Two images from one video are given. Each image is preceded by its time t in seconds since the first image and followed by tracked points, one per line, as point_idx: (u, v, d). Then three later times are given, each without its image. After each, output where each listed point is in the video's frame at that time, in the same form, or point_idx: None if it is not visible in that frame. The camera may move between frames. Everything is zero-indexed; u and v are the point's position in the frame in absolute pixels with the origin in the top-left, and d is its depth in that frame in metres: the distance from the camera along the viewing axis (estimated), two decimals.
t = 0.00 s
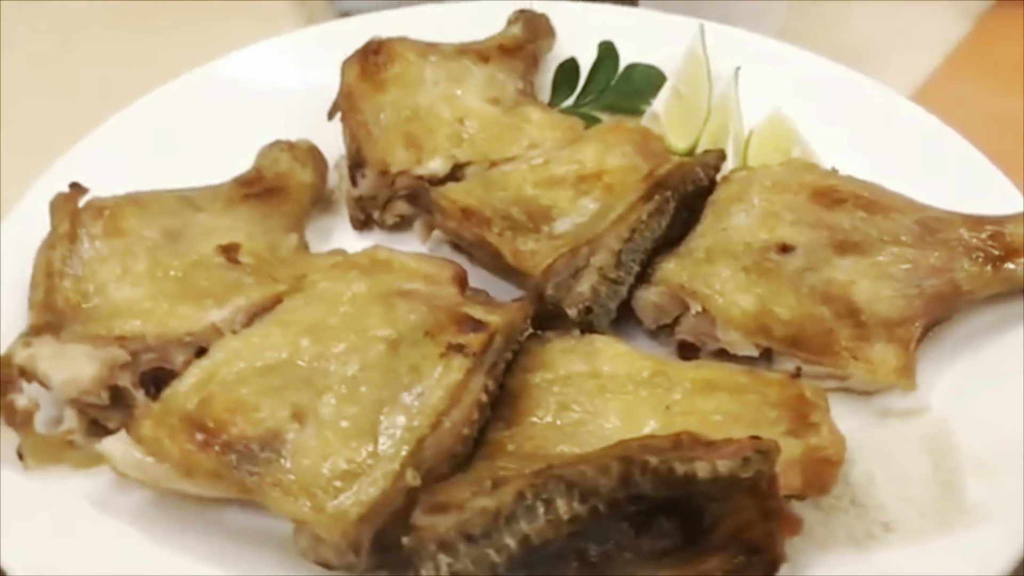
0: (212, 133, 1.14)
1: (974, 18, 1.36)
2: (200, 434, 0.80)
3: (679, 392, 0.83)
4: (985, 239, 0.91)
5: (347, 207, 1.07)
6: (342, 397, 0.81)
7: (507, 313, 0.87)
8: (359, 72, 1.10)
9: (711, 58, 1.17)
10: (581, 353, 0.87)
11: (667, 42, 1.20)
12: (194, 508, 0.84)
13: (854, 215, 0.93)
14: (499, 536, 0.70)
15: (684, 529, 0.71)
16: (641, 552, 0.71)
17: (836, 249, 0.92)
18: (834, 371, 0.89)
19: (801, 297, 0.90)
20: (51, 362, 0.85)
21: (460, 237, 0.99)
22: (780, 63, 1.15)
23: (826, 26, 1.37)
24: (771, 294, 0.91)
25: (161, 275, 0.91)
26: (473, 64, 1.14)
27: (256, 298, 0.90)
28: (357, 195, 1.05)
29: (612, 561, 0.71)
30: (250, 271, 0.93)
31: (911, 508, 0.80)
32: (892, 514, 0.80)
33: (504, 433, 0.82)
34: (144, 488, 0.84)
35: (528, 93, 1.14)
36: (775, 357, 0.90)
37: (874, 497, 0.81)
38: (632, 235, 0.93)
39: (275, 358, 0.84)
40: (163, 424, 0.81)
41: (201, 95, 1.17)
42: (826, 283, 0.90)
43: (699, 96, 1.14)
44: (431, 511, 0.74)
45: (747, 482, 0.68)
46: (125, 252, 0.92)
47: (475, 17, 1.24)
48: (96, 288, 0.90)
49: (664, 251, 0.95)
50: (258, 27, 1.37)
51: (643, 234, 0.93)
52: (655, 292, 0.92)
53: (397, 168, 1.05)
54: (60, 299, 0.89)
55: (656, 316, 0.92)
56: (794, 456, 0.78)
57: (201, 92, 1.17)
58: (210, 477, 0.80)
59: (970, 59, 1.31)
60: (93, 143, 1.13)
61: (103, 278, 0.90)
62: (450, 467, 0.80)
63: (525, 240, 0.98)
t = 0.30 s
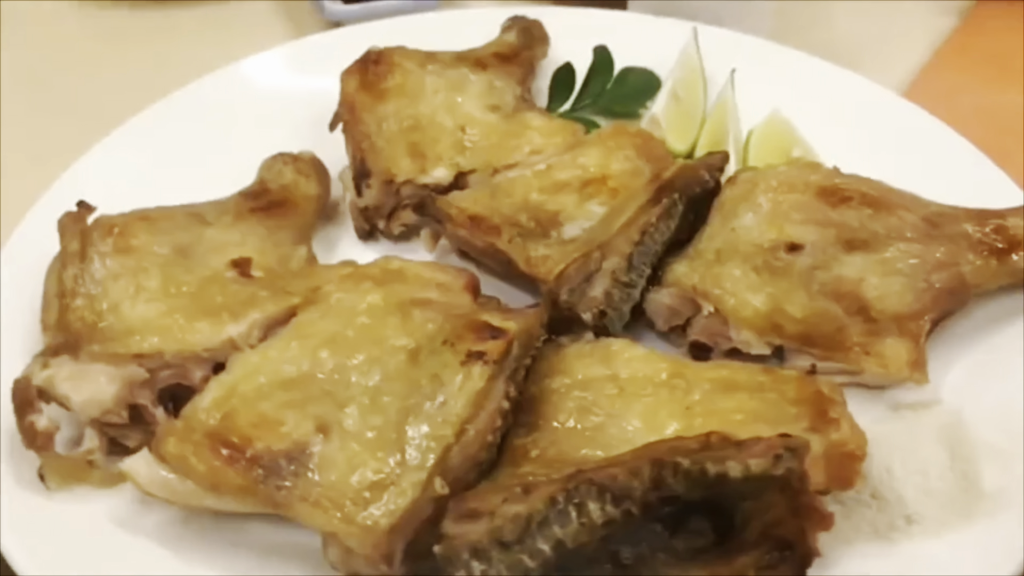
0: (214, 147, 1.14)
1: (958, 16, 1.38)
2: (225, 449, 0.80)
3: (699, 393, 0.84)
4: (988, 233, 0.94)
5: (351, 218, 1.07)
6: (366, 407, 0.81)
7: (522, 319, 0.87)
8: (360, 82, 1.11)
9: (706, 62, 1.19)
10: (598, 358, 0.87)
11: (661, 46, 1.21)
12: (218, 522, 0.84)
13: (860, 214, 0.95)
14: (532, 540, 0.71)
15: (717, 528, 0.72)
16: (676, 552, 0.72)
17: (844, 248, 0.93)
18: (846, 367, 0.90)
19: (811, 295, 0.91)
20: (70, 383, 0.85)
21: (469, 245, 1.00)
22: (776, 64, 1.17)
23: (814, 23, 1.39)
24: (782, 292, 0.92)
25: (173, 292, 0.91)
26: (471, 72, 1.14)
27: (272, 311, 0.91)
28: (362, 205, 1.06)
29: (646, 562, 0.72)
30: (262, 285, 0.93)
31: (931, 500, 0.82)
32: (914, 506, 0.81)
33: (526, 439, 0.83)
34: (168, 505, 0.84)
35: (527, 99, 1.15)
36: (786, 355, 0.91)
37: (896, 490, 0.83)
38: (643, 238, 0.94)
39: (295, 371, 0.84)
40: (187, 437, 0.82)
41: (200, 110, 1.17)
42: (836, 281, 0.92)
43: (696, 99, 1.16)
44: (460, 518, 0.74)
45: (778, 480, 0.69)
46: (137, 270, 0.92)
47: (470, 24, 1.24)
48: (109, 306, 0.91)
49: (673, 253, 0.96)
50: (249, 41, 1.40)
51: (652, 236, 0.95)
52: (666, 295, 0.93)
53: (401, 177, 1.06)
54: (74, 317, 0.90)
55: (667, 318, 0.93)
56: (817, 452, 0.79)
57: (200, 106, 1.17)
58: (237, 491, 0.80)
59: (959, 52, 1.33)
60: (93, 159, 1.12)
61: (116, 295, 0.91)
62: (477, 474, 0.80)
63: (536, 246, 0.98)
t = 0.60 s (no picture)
0: (209, 163, 1.14)
1: (934, 14, 1.39)
2: (242, 465, 0.81)
3: (710, 394, 0.85)
4: (984, 228, 0.95)
5: (350, 229, 1.07)
6: (381, 419, 0.82)
7: (533, 326, 0.88)
8: (354, 93, 1.12)
9: (695, 65, 1.20)
10: (608, 363, 0.88)
11: (650, 52, 1.23)
12: (237, 539, 0.84)
13: (859, 213, 0.96)
14: (558, 547, 0.72)
15: (740, 527, 0.73)
16: (701, 552, 0.73)
17: (845, 247, 0.94)
18: (852, 364, 0.91)
19: (815, 294, 0.92)
20: (81, 406, 0.86)
21: (471, 254, 1.01)
22: (764, 67, 1.18)
23: (792, 27, 1.41)
24: (786, 292, 0.93)
25: (180, 309, 0.91)
26: (463, 80, 1.15)
27: (280, 325, 0.91)
28: (362, 215, 1.06)
29: (671, 564, 0.73)
30: (268, 300, 0.94)
31: (943, 494, 0.84)
32: (926, 500, 0.83)
33: (541, 445, 0.84)
34: (187, 525, 0.84)
35: (519, 106, 1.15)
36: (791, 354, 0.92)
37: (908, 485, 0.84)
38: (647, 242, 0.95)
39: (308, 386, 0.84)
40: (201, 451, 0.82)
41: (192, 124, 1.16)
42: (838, 280, 0.93)
43: (686, 103, 1.17)
44: (482, 527, 0.75)
45: (800, 477, 0.70)
46: (142, 287, 0.93)
47: (456, 33, 1.24)
48: (116, 324, 0.90)
49: (677, 257, 0.97)
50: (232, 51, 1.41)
51: (657, 239, 0.95)
52: (671, 298, 0.94)
53: (400, 188, 1.06)
54: (81, 336, 0.90)
55: (672, 320, 0.95)
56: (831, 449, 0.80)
57: (192, 120, 1.16)
58: (256, 506, 0.80)
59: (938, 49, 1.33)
60: (88, 176, 1.11)
61: (123, 314, 0.91)
62: (495, 481, 0.81)
63: (541, 253, 0.99)
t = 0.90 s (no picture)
0: (196, 180, 1.13)
1: (898, 18, 1.42)
2: (251, 481, 0.80)
3: (712, 395, 0.86)
4: (968, 224, 0.97)
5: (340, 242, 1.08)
6: (387, 430, 0.82)
7: (534, 333, 0.89)
8: (340, 106, 1.13)
9: (674, 71, 1.22)
10: (608, 366, 0.89)
11: (630, 60, 1.25)
12: (245, 559, 0.82)
13: (847, 213, 0.98)
14: (573, 551, 0.72)
15: (752, 526, 0.74)
16: (714, 551, 0.74)
17: (834, 246, 0.96)
18: (846, 360, 0.92)
19: (808, 293, 0.94)
20: (83, 429, 0.84)
21: (464, 263, 1.02)
22: (743, 71, 1.20)
23: (762, 34, 1.42)
24: (779, 291, 0.94)
25: (177, 327, 0.91)
26: (447, 91, 1.16)
27: (279, 340, 0.91)
28: (352, 228, 1.06)
29: (684, 564, 0.73)
30: (266, 315, 0.93)
31: (943, 484, 0.85)
32: (925, 489, 0.85)
33: (547, 451, 0.84)
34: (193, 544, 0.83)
35: (504, 115, 1.16)
36: (785, 352, 0.93)
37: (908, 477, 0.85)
38: (641, 246, 0.96)
39: (312, 401, 0.85)
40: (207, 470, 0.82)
41: (178, 140, 1.16)
42: (830, 278, 0.94)
43: (669, 107, 1.18)
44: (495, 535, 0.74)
45: (811, 472, 0.71)
46: (137, 307, 0.92)
47: (435, 45, 1.25)
48: (113, 345, 0.90)
49: (669, 261, 0.99)
50: (209, 74, 1.44)
51: (649, 245, 0.97)
52: (666, 301, 0.95)
53: (390, 200, 1.07)
54: (77, 359, 0.89)
55: (668, 323, 0.96)
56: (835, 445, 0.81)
57: (177, 136, 1.16)
58: (265, 524, 0.80)
59: (907, 52, 1.35)
60: (76, 195, 1.10)
61: (120, 334, 0.90)
62: (503, 489, 0.81)
63: (536, 258, 1.00)
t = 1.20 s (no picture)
0: (183, 197, 1.13)
1: (868, 16, 1.44)
2: (260, 496, 0.80)
3: (713, 392, 0.87)
4: (952, 215, 0.99)
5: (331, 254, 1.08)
6: (394, 440, 0.82)
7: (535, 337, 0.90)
8: (325, 119, 1.14)
9: (654, 73, 1.23)
10: (609, 368, 0.90)
11: (609, 63, 1.26)
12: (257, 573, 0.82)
13: (835, 208, 0.99)
14: (589, 551, 0.73)
15: (764, 518, 0.75)
16: (728, 545, 0.75)
17: (825, 241, 0.97)
18: (843, 353, 0.93)
19: (801, 288, 0.95)
20: (86, 450, 0.84)
21: (458, 270, 1.03)
22: (721, 71, 1.21)
23: (734, 36, 1.44)
24: (773, 287, 0.95)
25: (176, 344, 0.90)
26: (431, 100, 1.16)
27: (279, 354, 0.91)
28: (342, 240, 1.07)
29: (699, 559, 0.74)
30: (264, 329, 0.93)
31: (944, 469, 0.86)
32: (926, 476, 0.86)
33: (553, 454, 0.85)
34: (202, 561, 0.82)
35: (487, 122, 1.17)
36: (781, 347, 0.94)
37: (909, 464, 0.87)
38: (635, 247, 0.98)
39: (317, 413, 0.84)
40: (217, 489, 0.81)
41: (163, 157, 1.16)
42: (822, 272, 0.96)
43: (651, 110, 1.20)
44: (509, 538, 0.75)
45: (821, 463, 0.73)
46: (134, 325, 0.92)
47: (415, 54, 1.25)
48: (111, 365, 0.89)
49: (662, 261, 1.00)
50: (190, 92, 1.44)
51: (643, 246, 0.98)
52: (661, 300, 0.97)
53: (380, 210, 1.07)
54: (76, 381, 0.88)
55: (664, 323, 0.97)
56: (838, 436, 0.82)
57: (161, 154, 1.16)
58: (278, 540, 0.80)
59: (878, 48, 1.38)
60: (62, 217, 1.10)
61: (118, 353, 0.90)
62: (513, 492, 0.81)
63: (530, 262, 1.00)
